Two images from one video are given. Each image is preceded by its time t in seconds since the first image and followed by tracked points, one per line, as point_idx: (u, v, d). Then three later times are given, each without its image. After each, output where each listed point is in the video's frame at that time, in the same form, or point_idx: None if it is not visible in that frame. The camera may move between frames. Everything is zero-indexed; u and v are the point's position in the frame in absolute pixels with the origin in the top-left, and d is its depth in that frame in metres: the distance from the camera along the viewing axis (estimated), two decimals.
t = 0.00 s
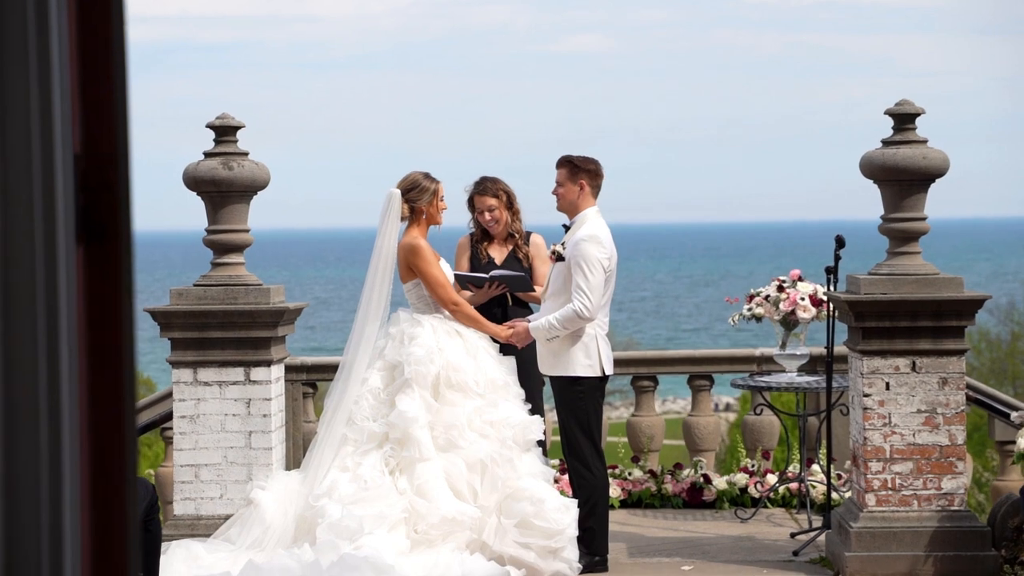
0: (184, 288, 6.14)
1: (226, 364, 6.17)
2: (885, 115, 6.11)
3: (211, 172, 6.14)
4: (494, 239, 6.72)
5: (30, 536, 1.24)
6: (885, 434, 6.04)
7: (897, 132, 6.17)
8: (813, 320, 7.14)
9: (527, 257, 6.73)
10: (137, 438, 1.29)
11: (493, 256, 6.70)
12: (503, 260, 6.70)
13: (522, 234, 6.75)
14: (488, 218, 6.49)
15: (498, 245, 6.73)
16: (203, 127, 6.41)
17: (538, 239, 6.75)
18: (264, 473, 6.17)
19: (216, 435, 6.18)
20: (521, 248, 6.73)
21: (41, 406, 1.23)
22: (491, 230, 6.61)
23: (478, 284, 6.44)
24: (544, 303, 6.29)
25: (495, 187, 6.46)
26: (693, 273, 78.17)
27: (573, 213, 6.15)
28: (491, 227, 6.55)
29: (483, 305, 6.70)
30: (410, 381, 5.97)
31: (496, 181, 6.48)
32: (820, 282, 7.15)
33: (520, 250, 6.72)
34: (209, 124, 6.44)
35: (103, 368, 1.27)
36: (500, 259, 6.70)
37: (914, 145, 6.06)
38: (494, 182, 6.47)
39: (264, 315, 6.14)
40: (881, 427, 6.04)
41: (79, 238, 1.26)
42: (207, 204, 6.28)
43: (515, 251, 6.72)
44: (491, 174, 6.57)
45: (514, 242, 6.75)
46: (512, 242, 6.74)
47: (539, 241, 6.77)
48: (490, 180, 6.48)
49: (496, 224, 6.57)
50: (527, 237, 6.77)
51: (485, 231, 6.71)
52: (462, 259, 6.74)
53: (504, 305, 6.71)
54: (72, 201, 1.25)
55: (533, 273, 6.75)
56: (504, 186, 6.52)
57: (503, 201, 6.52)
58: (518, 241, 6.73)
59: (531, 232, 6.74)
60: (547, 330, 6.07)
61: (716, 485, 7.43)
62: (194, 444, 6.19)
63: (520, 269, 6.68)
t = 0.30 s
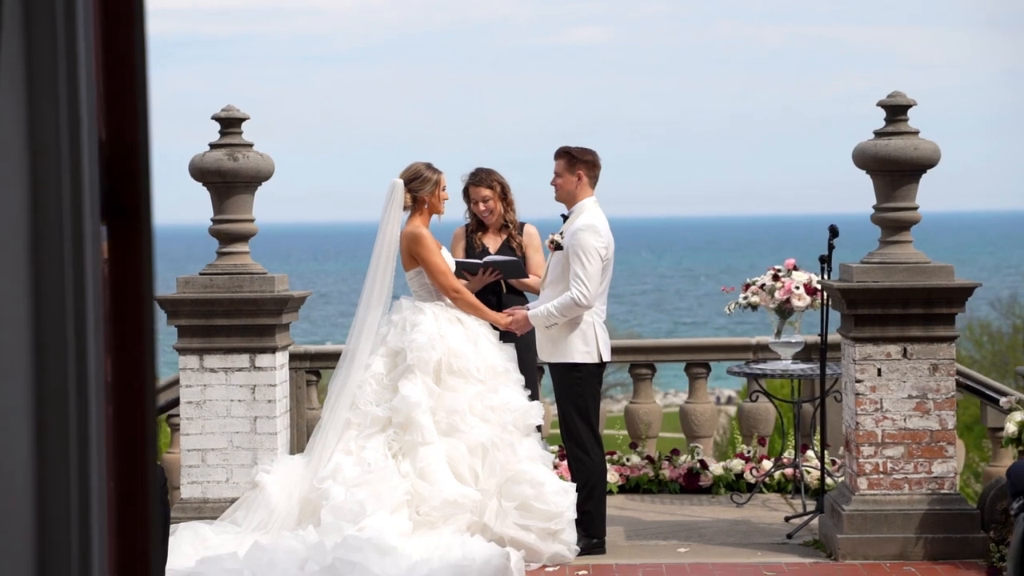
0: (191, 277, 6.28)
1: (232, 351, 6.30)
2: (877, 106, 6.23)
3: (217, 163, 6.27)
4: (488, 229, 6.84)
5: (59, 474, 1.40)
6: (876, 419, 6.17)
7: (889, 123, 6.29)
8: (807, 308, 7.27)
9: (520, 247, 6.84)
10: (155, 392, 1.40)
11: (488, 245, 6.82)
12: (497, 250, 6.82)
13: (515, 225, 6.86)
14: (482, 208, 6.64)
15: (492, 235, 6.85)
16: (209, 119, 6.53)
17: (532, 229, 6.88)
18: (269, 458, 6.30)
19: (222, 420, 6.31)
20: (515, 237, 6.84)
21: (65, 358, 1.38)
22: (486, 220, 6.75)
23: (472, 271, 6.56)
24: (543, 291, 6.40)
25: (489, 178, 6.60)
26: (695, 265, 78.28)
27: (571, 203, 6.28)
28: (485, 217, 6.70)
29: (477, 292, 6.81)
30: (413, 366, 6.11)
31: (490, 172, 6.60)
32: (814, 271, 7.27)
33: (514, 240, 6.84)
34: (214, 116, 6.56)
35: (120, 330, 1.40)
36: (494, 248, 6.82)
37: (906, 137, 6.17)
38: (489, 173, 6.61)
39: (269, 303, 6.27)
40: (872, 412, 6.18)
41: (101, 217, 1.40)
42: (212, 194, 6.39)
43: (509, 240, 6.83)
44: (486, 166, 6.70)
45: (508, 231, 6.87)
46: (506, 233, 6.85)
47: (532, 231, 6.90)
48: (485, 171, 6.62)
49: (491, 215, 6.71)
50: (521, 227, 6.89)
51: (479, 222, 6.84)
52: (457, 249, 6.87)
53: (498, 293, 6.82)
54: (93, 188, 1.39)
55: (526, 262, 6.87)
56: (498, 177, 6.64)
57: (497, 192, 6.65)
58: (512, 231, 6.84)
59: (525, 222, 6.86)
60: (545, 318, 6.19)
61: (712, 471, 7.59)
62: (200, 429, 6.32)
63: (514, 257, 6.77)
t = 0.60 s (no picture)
0: (196, 264, 6.41)
1: (237, 336, 6.44)
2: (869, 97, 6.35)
3: (221, 153, 6.40)
4: (483, 216, 6.97)
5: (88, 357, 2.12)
6: (868, 403, 6.31)
7: (881, 113, 6.41)
8: (801, 295, 7.40)
9: (514, 234, 6.96)
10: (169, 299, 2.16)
11: (482, 232, 6.95)
12: (491, 237, 6.94)
13: (509, 213, 6.99)
14: (476, 196, 6.75)
15: (487, 223, 6.97)
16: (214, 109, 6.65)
17: (525, 217, 7.01)
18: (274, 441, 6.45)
19: (227, 404, 6.45)
20: (509, 225, 6.95)
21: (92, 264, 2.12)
22: (481, 208, 6.87)
23: (468, 257, 6.69)
24: (542, 278, 6.52)
25: (481, 167, 6.73)
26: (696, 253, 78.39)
27: (569, 191, 6.40)
28: (479, 205, 6.81)
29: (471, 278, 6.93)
30: (413, 352, 6.24)
31: (483, 161, 6.75)
32: (808, 259, 7.41)
33: (507, 227, 6.95)
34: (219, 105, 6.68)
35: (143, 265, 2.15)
36: (488, 235, 6.94)
37: (897, 127, 6.30)
38: (480, 163, 6.74)
39: (273, 289, 6.40)
40: (864, 396, 6.31)
41: (124, 208, 2.16)
42: (218, 183, 6.52)
43: (503, 228, 6.95)
44: (478, 155, 6.83)
45: (502, 219, 6.99)
46: (499, 220, 6.98)
47: (526, 218, 7.02)
48: (476, 161, 6.75)
49: (484, 203, 6.82)
50: (515, 214, 7.02)
51: (473, 210, 6.97)
52: (454, 236, 7.01)
53: (493, 279, 6.93)
54: (118, 169, 2.15)
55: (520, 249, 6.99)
56: (490, 166, 6.78)
57: (489, 180, 6.77)
58: (506, 219, 6.96)
59: (518, 210, 6.99)
60: (544, 304, 6.31)
61: (708, 455, 7.71)
62: (207, 413, 6.46)
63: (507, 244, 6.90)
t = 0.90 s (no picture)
0: (201, 251, 6.56)
1: (242, 323, 6.58)
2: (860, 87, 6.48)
3: (226, 142, 6.54)
4: (478, 204, 7.10)
5: (108, 345, 2.24)
6: (858, 387, 6.44)
7: (871, 103, 6.54)
8: (794, 281, 7.54)
9: (509, 222, 7.10)
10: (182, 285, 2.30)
11: (478, 221, 7.07)
12: (487, 225, 7.08)
13: (504, 201, 7.11)
14: (472, 184, 6.90)
15: (482, 211, 7.10)
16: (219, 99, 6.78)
17: (521, 206, 7.12)
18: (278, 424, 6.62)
19: (232, 388, 6.60)
20: (503, 213, 7.10)
21: (112, 260, 2.24)
22: (477, 196, 7.00)
23: (464, 244, 6.86)
24: (538, 264, 6.66)
25: (478, 156, 6.88)
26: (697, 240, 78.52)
27: (566, 179, 6.53)
28: (475, 193, 6.96)
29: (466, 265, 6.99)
30: (413, 337, 6.39)
31: (479, 150, 6.90)
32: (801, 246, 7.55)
33: (502, 216, 7.09)
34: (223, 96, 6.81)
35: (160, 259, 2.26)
36: (484, 223, 7.07)
37: (888, 117, 6.43)
38: (477, 152, 6.90)
39: (277, 276, 6.55)
40: (855, 380, 6.45)
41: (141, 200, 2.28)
42: (222, 172, 6.67)
43: (498, 216, 7.09)
44: (474, 145, 6.99)
45: (497, 207, 7.12)
46: (496, 208, 7.10)
47: (521, 206, 7.14)
48: (474, 150, 6.91)
49: (480, 191, 6.97)
50: (510, 203, 7.13)
51: (469, 198, 7.08)
52: (449, 224, 7.13)
53: (488, 266, 7.00)
54: (133, 158, 2.25)
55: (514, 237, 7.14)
56: (486, 156, 6.93)
57: (486, 169, 6.91)
58: (502, 207, 7.09)
59: (512, 199, 7.11)
60: (541, 290, 6.44)
61: (704, 438, 7.86)
62: (212, 397, 6.60)
63: (503, 232, 7.04)
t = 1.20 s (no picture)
0: (206, 241, 6.70)
1: (246, 310, 6.73)
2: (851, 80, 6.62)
3: (231, 134, 6.70)
4: (475, 195, 7.24)
5: (124, 330, 2.39)
6: (848, 373, 6.60)
7: (862, 96, 6.68)
8: (787, 270, 7.68)
9: (505, 211, 7.23)
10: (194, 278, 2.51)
11: (475, 211, 7.23)
12: (484, 215, 7.23)
13: (501, 191, 7.26)
14: (471, 175, 7.04)
15: (479, 201, 7.26)
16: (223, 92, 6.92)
17: (515, 195, 7.27)
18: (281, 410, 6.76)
19: (237, 374, 6.75)
20: (500, 203, 7.23)
21: (129, 257, 2.38)
22: (474, 186, 7.14)
23: (465, 234, 7.01)
24: (536, 254, 6.81)
25: (476, 148, 7.00)
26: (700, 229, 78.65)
27: (563, 170, 6.67)
28: (473, 183, 7.10)
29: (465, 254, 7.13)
30: (413, 324, 6.54)
31: (477, 142, 7.02)
32: (794, 235, 7.69)
33: (499, 205, 7.22)
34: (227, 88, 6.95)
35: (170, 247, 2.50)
36: (481, 213, 7.21)
37: (878, 109, 6.58)
38: (475, 143, 7.01)
39: (281, 265, 6.70)
40: (845, 367, 6.60)
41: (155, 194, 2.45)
42: (227, 163, 6.80)
43: (495, 206, 7.24)
44: (472, 137, 7.11)
45: (494, 196, 7.26)
46: (492, 198, 7.25)
47: (517, 196, 7.28)
48: (472, 141, 7.02)
49: (478, 181, 7.11)
50: (506, 192, 7.29)
51: (467, 188, 7.24)
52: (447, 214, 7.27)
53: (486, 254, 7.14)
54: (148, 152, 2.40)
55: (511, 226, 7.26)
56: (484, 146, 7.04)
57: (484, 160, 7.05)
58: (497, 197, 7.23)
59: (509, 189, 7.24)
60: (539, 279, 6.61)
61: (698, 425, 8.01)
62: (217, 383, 6.75)
63: (500, 222, 7.18)
